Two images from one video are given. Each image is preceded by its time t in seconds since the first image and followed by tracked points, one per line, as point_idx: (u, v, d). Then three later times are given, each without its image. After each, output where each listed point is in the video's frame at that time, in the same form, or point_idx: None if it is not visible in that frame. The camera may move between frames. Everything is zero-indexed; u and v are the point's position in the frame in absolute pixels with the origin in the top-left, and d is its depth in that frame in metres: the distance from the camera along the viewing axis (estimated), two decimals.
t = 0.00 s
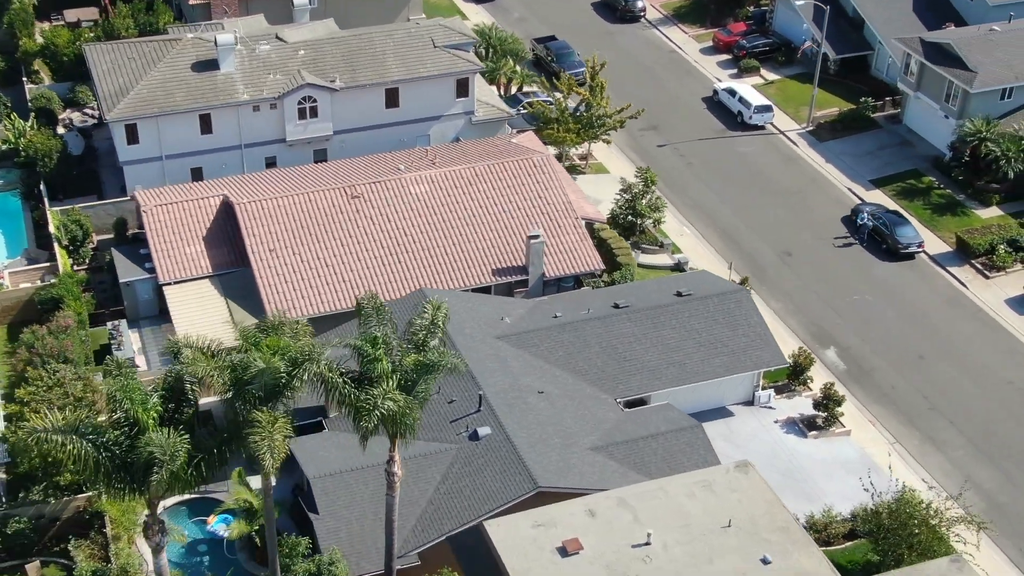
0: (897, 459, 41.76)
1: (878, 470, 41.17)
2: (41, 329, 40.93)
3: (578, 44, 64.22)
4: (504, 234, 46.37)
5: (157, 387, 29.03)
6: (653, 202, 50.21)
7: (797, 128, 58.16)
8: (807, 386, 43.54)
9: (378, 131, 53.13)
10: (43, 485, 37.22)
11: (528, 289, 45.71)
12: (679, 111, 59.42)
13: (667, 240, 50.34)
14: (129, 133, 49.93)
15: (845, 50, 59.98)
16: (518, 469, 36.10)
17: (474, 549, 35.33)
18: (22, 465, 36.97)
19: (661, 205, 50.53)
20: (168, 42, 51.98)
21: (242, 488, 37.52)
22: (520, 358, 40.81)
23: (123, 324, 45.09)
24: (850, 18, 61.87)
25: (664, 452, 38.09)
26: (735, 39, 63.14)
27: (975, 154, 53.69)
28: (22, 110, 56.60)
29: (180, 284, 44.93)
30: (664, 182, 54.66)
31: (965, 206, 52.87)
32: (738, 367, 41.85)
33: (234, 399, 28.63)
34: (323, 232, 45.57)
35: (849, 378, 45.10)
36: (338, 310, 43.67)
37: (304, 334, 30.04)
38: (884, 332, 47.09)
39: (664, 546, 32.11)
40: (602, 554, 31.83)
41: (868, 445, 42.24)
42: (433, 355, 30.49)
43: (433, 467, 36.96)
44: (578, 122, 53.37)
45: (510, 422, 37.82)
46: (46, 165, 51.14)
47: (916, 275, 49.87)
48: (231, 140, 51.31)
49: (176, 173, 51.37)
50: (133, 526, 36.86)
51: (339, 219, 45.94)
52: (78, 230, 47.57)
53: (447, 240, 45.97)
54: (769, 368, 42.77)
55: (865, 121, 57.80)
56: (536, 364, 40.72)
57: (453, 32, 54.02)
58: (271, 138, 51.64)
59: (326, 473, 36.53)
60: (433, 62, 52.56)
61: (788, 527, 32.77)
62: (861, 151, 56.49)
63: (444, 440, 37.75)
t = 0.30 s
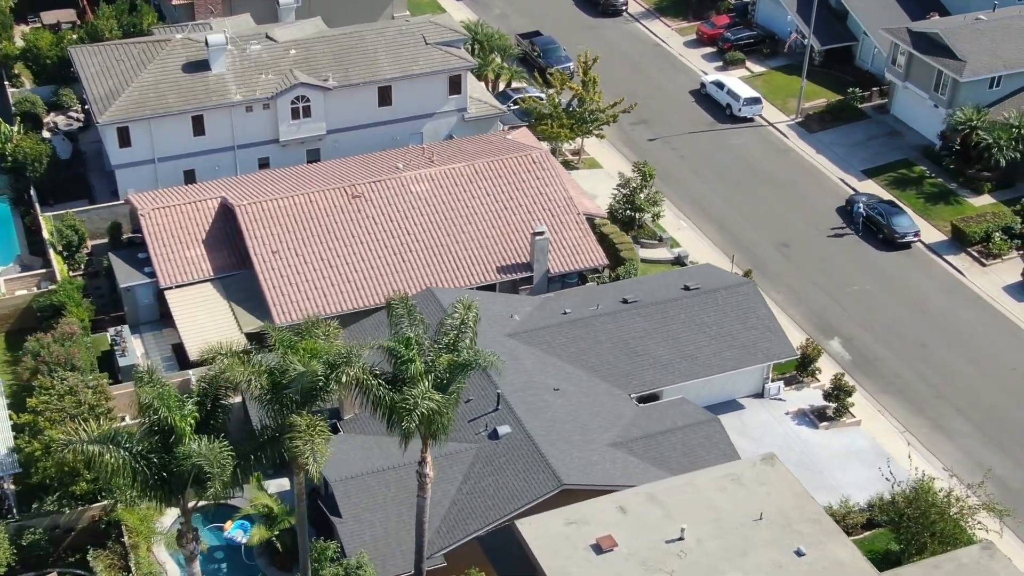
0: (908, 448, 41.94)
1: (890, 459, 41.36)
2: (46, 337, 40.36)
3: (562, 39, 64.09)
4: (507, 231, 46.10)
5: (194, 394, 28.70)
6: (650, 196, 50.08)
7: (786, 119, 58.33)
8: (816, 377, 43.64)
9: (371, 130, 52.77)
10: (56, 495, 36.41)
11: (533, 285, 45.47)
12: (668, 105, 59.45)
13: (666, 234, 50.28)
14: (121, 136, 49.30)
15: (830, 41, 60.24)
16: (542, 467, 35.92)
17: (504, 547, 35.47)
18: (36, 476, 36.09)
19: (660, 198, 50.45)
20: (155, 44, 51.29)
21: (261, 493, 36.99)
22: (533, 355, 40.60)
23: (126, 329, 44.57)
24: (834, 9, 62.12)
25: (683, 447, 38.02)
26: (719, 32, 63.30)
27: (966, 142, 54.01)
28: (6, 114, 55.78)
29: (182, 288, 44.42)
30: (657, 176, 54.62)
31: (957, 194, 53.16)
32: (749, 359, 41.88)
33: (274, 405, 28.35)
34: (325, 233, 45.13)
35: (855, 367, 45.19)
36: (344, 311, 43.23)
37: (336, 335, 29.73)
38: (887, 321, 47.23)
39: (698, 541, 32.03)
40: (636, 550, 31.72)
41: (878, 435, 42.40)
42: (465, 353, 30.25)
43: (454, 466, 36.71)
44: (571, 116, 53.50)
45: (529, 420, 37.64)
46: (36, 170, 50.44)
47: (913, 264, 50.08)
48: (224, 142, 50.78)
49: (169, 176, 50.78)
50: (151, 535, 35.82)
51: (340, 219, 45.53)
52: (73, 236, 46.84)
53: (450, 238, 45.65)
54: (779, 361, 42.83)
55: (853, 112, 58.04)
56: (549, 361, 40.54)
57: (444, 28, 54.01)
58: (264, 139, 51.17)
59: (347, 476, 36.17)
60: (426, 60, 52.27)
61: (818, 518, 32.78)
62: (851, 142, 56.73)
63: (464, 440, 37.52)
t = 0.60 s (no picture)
0: (918, 437, 42.11)
1: (901, 448, 41.52)
2: (52, 342, 39.76)
3: (547, 34, 63.95)
4: (510, 227, 45.92)
5: (229, 398, 28.34)
6: (649, 190, 49.94)
7: (775, 112, 58.50)
8: (824, 368, 43.74)
9: (365, 129, 52.45)
10: (71, 504, 35.90)
11: (537, 282, 45.30)
12: (657, 99, 59.46)
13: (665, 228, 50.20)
14: (114, 139, 48.71)
15: (816, 32, 60.44)
16: (564, 464, 35.78)
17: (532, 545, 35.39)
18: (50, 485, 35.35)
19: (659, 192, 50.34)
20: (146, 44, 50.69)
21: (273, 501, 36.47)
22: (546, 352, 40.44)
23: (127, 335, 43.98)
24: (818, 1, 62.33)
25: (702, 441, 38.00)
26: (704, 25, 63.38)
27: (956, 132, 54.32)
28: None
29: (185, 292, 43.96)
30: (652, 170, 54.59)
31: (950, 184, 53.46)
32: (760, 352, 41.92)
33: (311, 409, 28.08)
34: (328, 233, 44.75)
35: (861, 359, 45.32)
36: (351, 312, 42.89)
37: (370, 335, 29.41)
38: (889, 311, 47.42)
39: (730, 535, 32.02)
40: (670, 545, 31.68)
41: (888, 425, 42.56)
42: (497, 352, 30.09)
43: (475, 466, 36.52)
44: (564, 112, 53.35)
45: (547, 417, 37.51)
46: (27, 174, 49.76)
47: (911, 253, 50.30)
48: (218, 143, 50.29)
49: (163, 178, 50.24)
50: (172, 542, 35.36)
51: (343, 219, 45.16)
52: (70, 240, 46.32)
53: (453, 236, 45.39)
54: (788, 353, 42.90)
55: (842, 103, 58.26)
56: (562, 358, 40.40)
57: (436, 26, 53.48)
58: (258, 140, 50.72)
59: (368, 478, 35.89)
60: (419, 57, 52.00)
61: (847, 509, 32.82)
62: (842, 134, 56.95)
63: (483, 438, 37.33)
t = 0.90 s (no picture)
0: (927, 424, 42.24)
1: (911, 437, 41.64)
2: (58, 349, 39.00)
3: (531, 29, 63.74)
4: (513, 224, 45.67)
5: (267, 401, 28.03)
6: (646, 183, 49.83)
7: (763, 103, 58.63)
8: (831, 358, 43.83)
9: (358, 127, 52.07)
10: (87, 513, 35.25)
11: (542, 278, 45.09)
12: (644, 92, 59.42)
13: (662, 222, 50.11)
14: (106, 141, 48.06)
15: (801, 23, 60.62)
16: (587, 460, 35.62)
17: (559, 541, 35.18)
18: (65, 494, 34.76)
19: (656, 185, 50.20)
20: (135, 45, 50.06)
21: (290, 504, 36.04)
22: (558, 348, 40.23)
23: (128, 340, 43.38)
24: None
25: (719, 434, 37.95)
26: (688, 18, 63.43)
27: (946, 121, 54.59)
28: None
29: (187, 295, 43.43)
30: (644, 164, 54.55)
31: (941, 172, 53.73)
32: (769, 343, 41.92)
33: (348, 410, 27.75)
34: (330, 233, 44.38)
35: (865, 348, 45.40)
36: (357, 312, 42.53)
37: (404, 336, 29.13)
38: (889, 301, 47.60)
39: (762, 527, 31.99)
40: (703, 539, 31.61)
41: (897, 413, 42.68)
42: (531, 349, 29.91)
43: (497, 464, 36.30)
44: (557, 107, 53.20)
45: (565, 414, 37.34)
46: (17, 179, 49.08)
47: (907, 242, 50.48)
48: (210, 144, 49.74)
49: (156, 181, 49.61)
50: (193, 549, 34.88)
51: (345, 218, 44.79)
52: (66, 245, 45.79)
53: (456, 233, 45.09)
54: (796, 344, 42.95)
55: (829, 94, 58.45)
56: (575, 354, 40.21)
57: (427, 22, 53.20)
58: (251, 140, 50.22)
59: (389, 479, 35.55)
60: (411, 53, 51.71)
61: (876, 499, 32.84)
62: (831, 124, 57.12)
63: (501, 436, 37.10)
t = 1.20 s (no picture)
0: (936, 411, 42.34)
1: (923, 423, 41.72)
2: (67, 353, 38.65)
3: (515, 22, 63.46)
4: (517, 218, 45.39)
5: (306, 400, 27.71)
6: (644, 175, 49.72)
7: (752, 94, 58.69)
8: (839, 347, 43.87)
9: (352, 124, 51.64)
10: (106, 519, 34.48)
11: (547, 272, 44.86)
12: (633, 84, 59.32)
13: (661, 214, 49.96)
14: (100, 143, 47.35)
15: (786, 13, 60.76)
16: (610, 454, 35.43)
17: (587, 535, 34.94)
18: (83, 501, 34.07)
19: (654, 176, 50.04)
20: (126, 44, 49.31)
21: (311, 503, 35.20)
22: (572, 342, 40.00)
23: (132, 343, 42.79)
24: None
25: (738, 424, 37.87)
26: (672, 10, 63.40)
27: (936, 108, 54.83)
28: None
29: (190, 297, 42.86)
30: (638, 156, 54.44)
31: (933, 159, 53.94)
32: (780, 333, 41.88)
33: (388, 409, 27.41)
34: (334, 231, 43.99)
35: (871, 336, 45.46)
36: (365, 310, 42.19)
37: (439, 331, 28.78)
38: (891, 288, 47.71)
39: (795, 516, 31.92)
40: (737, 530, 31.50)
41: (906, 400, 42.76)
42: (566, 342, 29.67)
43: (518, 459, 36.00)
44: (550, 100, 53.01)
45: (585, 408, 37.13)
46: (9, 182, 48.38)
47: (904, 229, 50.63)
48: (204, 144, 49.14)
49: (150, 182, 48.93)
50: (215, 552, 33.84)
51: (348, 216, 44.41)
52: (64, 249, 45.25)
53: (459, 228, 44.79)
54: (805, 334, 42.96)
55: (817, 83, 58.60)
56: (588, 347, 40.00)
57: (418, 17, 52.92)
58: (245, 138, 49.67)
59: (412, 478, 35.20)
60: (404, 49, 51.36)
61: (905, 485, 32.86)
62: (821, 113, 57.25)
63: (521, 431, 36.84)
